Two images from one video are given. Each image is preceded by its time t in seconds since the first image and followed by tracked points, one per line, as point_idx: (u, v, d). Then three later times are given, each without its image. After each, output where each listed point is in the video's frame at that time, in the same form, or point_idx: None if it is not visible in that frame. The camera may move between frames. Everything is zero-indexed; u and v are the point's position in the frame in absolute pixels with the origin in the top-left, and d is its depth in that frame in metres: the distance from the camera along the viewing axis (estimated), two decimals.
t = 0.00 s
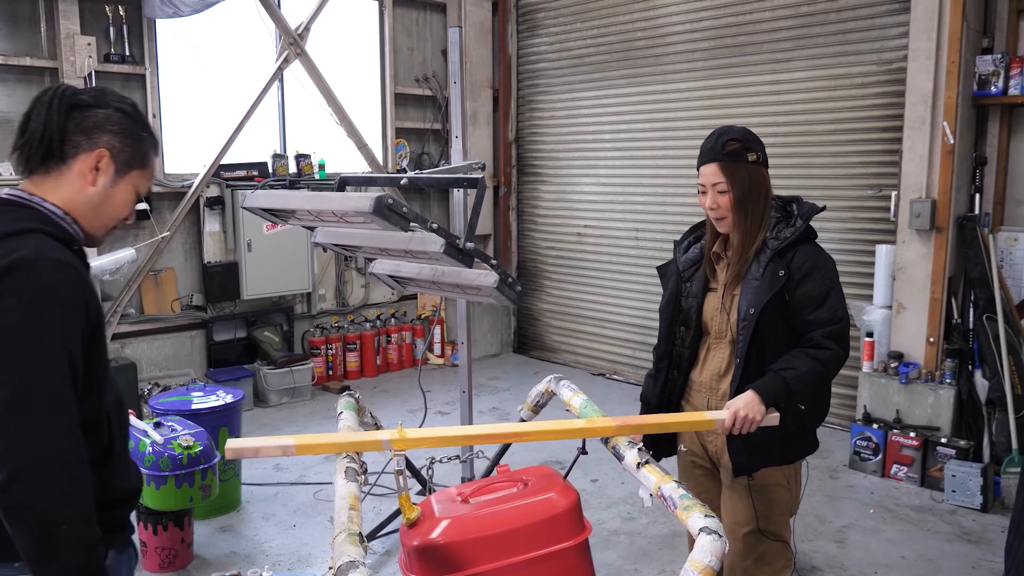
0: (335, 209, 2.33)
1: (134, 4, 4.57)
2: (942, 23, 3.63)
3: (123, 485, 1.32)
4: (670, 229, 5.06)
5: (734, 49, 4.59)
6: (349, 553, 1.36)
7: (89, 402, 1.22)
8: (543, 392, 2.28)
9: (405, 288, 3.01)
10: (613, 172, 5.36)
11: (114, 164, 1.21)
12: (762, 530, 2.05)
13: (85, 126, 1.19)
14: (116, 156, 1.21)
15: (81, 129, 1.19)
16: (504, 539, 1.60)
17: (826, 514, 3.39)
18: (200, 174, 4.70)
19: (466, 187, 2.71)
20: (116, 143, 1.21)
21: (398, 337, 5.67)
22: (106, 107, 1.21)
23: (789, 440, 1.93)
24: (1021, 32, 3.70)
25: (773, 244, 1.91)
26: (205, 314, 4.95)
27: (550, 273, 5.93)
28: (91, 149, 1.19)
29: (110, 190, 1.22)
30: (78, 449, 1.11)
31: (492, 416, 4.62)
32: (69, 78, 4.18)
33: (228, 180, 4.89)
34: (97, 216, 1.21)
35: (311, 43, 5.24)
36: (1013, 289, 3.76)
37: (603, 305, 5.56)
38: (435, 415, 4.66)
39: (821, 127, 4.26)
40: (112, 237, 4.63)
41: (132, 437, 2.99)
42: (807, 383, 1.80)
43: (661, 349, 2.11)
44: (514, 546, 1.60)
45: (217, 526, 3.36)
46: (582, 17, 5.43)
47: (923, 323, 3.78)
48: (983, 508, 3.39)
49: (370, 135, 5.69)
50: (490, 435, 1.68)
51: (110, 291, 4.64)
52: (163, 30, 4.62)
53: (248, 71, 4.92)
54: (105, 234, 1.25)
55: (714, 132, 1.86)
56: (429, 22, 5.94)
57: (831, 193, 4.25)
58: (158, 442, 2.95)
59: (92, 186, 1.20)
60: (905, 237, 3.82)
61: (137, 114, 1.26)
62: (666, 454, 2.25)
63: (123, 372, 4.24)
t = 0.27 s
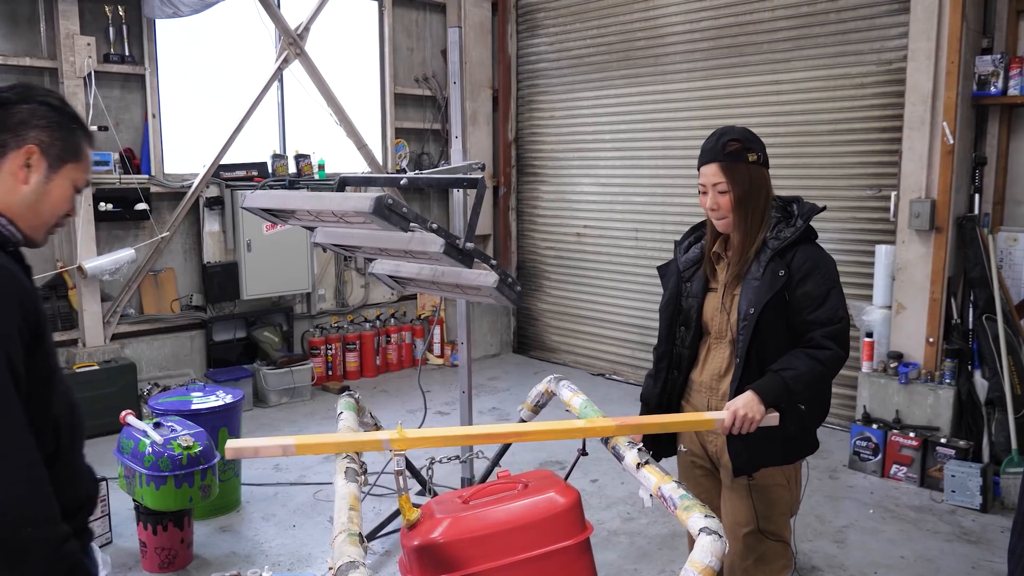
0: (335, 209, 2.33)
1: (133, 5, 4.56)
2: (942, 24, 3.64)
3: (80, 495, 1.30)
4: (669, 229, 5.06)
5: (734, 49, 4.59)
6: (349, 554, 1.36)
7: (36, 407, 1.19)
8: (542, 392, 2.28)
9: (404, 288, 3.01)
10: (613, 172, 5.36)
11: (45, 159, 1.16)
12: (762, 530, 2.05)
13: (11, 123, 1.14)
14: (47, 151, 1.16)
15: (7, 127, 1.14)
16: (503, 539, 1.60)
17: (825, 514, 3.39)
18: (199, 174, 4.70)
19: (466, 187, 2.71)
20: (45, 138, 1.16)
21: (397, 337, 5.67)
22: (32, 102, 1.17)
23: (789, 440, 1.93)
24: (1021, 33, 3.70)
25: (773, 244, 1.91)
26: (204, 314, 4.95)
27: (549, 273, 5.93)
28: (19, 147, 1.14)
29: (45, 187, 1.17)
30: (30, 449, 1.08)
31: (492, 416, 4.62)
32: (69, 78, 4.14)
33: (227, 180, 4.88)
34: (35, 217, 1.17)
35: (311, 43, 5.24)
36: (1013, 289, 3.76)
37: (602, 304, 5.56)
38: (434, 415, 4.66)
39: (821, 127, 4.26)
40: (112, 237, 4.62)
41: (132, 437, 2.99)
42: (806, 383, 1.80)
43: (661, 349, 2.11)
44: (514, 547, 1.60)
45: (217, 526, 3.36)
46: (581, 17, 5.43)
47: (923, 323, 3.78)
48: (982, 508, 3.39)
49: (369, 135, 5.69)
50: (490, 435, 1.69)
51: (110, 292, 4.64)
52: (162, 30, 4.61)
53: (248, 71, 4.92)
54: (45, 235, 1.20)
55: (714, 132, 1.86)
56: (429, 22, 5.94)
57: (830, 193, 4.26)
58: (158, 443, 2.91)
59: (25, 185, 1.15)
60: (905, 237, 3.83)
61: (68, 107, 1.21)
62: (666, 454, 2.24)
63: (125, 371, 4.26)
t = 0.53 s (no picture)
0: (334, 208, 2.33)
1: (133, 5, 4.56)
2: (941, 24, 3.64)
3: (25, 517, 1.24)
4: (669, 229, 5.06)
5: (733, 49, 4.60)
6: (349, 554, 1.36)
7: None
8: (542, 392, 2.28)
9: (404, 288, 3.01)
10: (612, 172, 5.36)
11: None
12: (762, 530, 2.06)
13: None
14: None
15: None
16: (503, 539, 1.60)
17: (825, 514, 3.40)
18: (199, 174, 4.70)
19: (466, 187, 2.71)
20: None
21: (397, 337, 5.66)
22: None
23: (790, 440, 1.93)
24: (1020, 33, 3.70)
25: (773, 244, 1.91)
26: (204, 314, 4.95)
27: (549, 273, 5.92)
28: None
29: None
30: None
31: (491, 416, 4.62)
32: (68, 78, 4.13)
33: (227, 180, 4.88)
34: None
35: (310, 43, 5.24)
36: (1012, 289, 3.76)
37: (602, 304, 5.56)
38: (434, 416, 4.66)
39: (821, 127, 4.26)
40: (111, 237, 4.62)
41: (132, 437, 2.98)
42: (806, 383, 1.80)
43: (662, 349, 2.11)
44: (514, 546, 1.60)
45: (217, 526, 3.36)
46: (581, 17, 5.43)
47: (923, 323, 3.78)
48: (982, 508, 3.39)
49: (369, 135, 5.69)
50: (490, 435, 1.69)
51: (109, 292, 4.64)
52: (162, 30, 4.61)
53: (247, 71, 4.92)
54: None
55: (715, 132, 1.85)
56: (429, 23, 5.94)
57: (830, 193, 4.26)
58: (158, 443, 2.90)
59: None
60: (904, 237, 3.83)
61: None
62: (666, 455, 2.24)
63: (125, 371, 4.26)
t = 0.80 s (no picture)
0: (333, 208, 2.33)
1: (133, 5, 4.56)
2: (941, 24, 3.64)
3: None
4: (668, 229, 5.06)
5: (733, 48, 4.60)
6: (348, 553, 1.36)
7: None
8: (541, 391, 2.28)
9: (403, 288, 3.01)
10: (612, 172, 5.35)
11: None
12: (762, 529, 2.06)
13: None
14: None
15: None
16: (503, 538, 1.60)
17: (824, 514, 3.40)
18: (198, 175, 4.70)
19: (466, 186, 2.71)
20: None
21: (397, 337, 5.66)
22: None
23: (790, 439, 1.93)
24: (1020, 33, 3.70)
25: (773, 244, 1.91)
26: (204, 314, 4.95)
27: (549, 273, 5.92)
28: None
29: None
30: None
31: (491, 416, 4.62)
32: (67, 78, 4.13)
33: (226, 180, 4.88)
34: None
35: (310, 42, 5.24)
36: (1012, 289, 3.76)
37: (602, 304, 5.56)
38: (434, 416, 4.66)
39: (820, 127, 4.26)
40: (111, 237, 4.62)
41: (132, 437, 2.98)
42: (805, 382, 1.80)
43: (661, 348, 2.11)
44: (513, 546, 1.61)
45: (216, 525, 3.36)
46: (580, 17, 5.43)
47: (922, 324, 3.78)
48: (982, 507, 3.39)
49: (368, 135, 5.69)
50: (489, 435, 1.69)
51: (109, 292, 4.64)
52: (161, 30, 4.61)
53: (247, 71, 4.92)
54: None
55: (715, 132, 1.85)
56: (428, 22, 5.94)
57: (829, 193, 4.26)
58: (158, 442, 2.90)
59: None
60: (903, 238, 3.83)
61: None
62: (666, 454, 2.24)
63: (125, 371, 4.26)
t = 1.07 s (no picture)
0: (332, 202, 2.33)
1: None
2: (942, 17, 3.63)
3: None
4: (668, 222, 5.06)
5: (733, 42, 4.58)
6: (349, 544, 1.37)
7: None
8: (541, 384, 2.28)
9: (403, 281, 3.01)
10: (612, 166, 5.34)
11: None
12: (764, 517, 2.06)
13: None
14: None
15: None
16: (502, 530, 1.61)
17: (823, 506, 3.41)
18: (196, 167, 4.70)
19: (465, 179, 2.71)
20: None
21: (397, 330, 5.66)
22: None
23: (791, 429, 1.94)
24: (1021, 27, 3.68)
25: (771, 236, 1.92)
26: (203, 307, 4.95)
27: (548, 265, 5.92)
28: None
29: None
30: None
31: (490, 409, 4.63)
32: (64, 71, 4.11)
33: (224, 173, 4.88)
34: None
35: (308, 35, 5.22)
36: (1011, 282, 3.76)
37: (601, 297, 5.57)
38: (433, 408, 4.67)
39: (820, 120, 4.25)
40: (110, 230, 4.62)
41: (132, 429, 2.97)
42: (802, 375, 1.81)
43: (662, 341, 2.12)
44: (512, 537, 1.61)
45: (217, 518, 3.38)
46: (580, 9, 5.41)
47: (921, 317, 3.78)
48: (979, 500, 3.40)
49: (367, 127, 5.68)
50: (487, 428, 1.69)
51: (109, 285, 4.64)
52: (159, 23, 4.59)
53: (245, 63, 4.90)
54: None
55: (714, 125, 1.85)
56: (427, 15, 5.91)
57: (829, 186, 4.26)
58: (158, 435, 2.90)
59: None
60: (903, 231, 3.83)
61: None
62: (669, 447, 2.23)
63: (124, 364, 4.26)
